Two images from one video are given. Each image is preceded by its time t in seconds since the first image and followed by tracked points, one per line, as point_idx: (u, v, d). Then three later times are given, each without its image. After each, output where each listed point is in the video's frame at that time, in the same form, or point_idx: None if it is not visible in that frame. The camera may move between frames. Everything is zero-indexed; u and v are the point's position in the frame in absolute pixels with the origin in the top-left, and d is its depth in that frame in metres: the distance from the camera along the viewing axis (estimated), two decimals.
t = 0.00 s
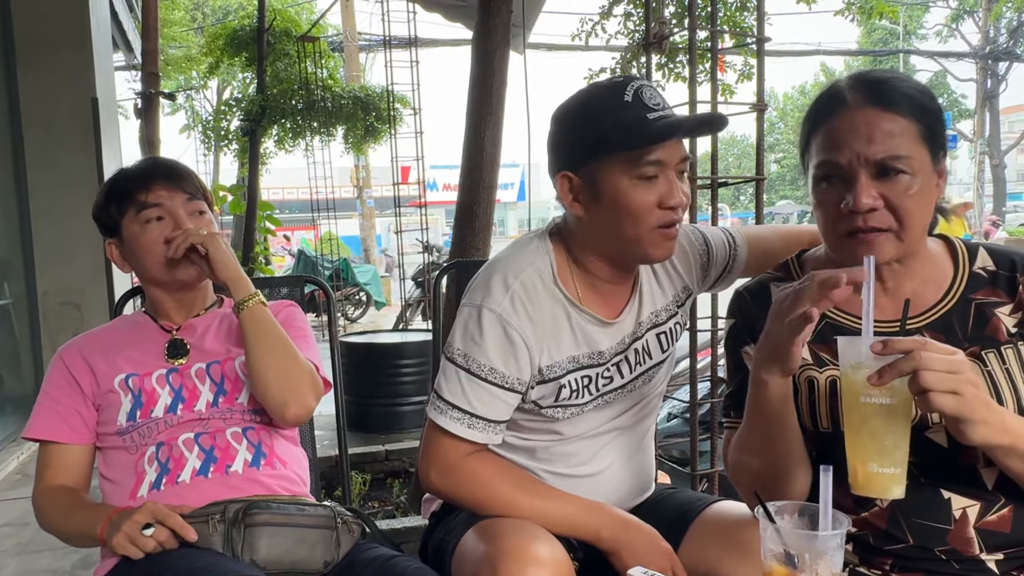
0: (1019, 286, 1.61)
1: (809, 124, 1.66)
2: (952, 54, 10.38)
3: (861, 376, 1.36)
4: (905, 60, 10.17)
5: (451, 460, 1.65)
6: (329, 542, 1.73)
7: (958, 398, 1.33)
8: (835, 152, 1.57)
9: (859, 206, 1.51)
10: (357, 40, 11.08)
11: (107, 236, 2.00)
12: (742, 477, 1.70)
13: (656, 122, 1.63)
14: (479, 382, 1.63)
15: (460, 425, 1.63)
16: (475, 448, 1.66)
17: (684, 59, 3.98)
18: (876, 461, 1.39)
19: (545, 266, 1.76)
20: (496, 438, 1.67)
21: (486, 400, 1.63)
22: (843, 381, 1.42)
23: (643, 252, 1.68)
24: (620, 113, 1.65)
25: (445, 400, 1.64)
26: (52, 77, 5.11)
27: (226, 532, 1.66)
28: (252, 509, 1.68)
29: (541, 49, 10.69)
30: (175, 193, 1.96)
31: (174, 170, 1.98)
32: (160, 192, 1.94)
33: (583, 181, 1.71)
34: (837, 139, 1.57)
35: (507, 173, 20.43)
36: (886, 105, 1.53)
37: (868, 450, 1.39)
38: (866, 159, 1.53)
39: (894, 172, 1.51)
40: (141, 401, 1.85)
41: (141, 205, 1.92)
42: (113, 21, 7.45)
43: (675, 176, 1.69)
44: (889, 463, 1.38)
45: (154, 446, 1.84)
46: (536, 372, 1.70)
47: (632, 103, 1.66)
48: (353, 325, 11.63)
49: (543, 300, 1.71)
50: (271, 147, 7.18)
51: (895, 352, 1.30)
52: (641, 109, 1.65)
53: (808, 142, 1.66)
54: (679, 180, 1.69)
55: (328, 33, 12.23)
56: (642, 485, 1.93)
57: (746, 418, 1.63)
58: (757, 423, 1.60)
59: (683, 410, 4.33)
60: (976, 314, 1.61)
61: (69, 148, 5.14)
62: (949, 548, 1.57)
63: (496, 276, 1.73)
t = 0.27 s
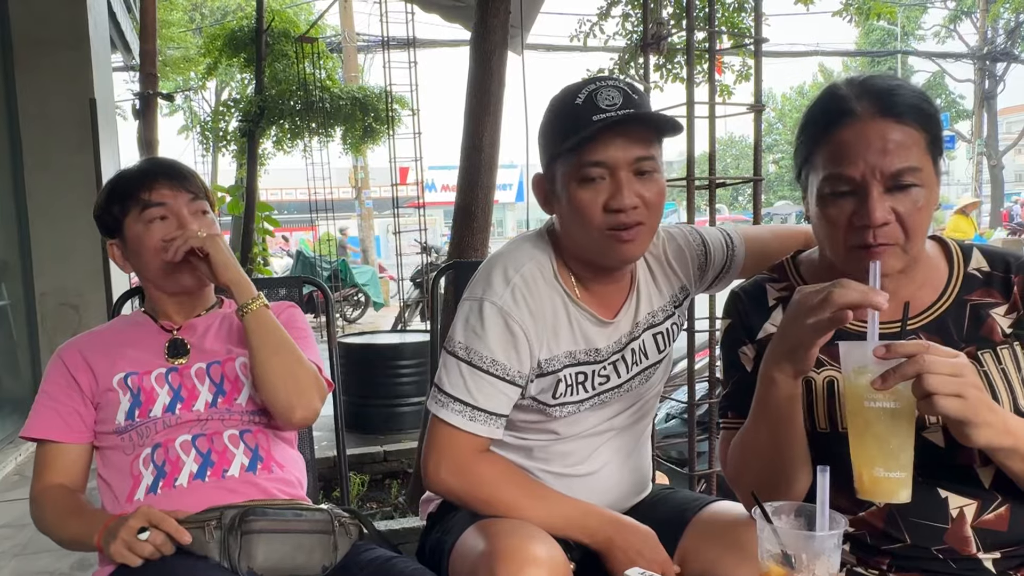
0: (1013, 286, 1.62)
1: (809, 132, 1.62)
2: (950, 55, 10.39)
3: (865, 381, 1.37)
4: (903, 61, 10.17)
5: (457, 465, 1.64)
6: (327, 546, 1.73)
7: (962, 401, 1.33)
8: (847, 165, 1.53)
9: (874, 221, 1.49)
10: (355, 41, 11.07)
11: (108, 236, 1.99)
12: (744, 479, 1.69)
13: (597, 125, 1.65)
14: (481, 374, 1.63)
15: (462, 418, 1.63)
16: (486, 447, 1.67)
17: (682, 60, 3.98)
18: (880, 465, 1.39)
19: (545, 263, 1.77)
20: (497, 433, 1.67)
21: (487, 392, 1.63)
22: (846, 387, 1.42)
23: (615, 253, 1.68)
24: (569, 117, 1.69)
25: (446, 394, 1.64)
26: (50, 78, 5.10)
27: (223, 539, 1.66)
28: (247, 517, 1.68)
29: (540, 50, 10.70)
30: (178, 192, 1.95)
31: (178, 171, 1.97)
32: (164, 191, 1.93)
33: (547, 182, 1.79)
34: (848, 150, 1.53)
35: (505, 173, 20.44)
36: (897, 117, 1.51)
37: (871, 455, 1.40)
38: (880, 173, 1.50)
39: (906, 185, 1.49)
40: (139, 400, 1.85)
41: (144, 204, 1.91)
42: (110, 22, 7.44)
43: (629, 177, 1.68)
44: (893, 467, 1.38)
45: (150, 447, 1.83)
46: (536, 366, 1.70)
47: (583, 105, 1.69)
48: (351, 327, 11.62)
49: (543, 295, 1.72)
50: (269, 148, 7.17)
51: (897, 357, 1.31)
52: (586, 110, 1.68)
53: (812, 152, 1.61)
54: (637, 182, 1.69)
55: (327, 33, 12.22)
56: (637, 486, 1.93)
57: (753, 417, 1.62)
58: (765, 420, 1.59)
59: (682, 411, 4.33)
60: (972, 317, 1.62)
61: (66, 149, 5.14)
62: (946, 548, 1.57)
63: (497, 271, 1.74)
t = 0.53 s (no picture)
0: (1008, 288, 1.62)
1: (811, 137, 1.61)
2: (948, 56, 10.42)
3: (861, 386, 1.37)
4: (902, 62, 10.19)
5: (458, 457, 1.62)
6: (312, 555, 1.71)
7: (961, 405, 1.33)
8: (852, 173, 1.52)
9: (877, 230, 1.50)
10: (354, 41, 11.08)
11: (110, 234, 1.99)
12: (743, 477, 1.68)
13: (587, 123, 1.67)
14: (487, 370, 1.63)
15: (470, 415, 1.62)
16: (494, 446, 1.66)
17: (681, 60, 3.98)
18: (878, 470, 1.39)
19: (548, 262, 1.78)
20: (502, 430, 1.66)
21: (493, 387, 1.63)
22: (843, 391, 1.42)
23: (604, 251, 1.68)
24: (563, 116, 1.71)
25: (451, 390, 1.63)
26: (49, 79, 5.10)
27: (204, 546, 1.65)
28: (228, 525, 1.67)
29: (538, 50, 10.72)
30: (181, 191, 1.95)
31: (181, 171, 1.97)
32: (167, 192, 1.93)
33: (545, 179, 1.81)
34: (853, 158, 1.52)
35: (504, 173, 20.45)
36: (901, 125, 1.51)
37: (871, 460, 1.39)
38: (885, 182, 1.50)
39: (909, 194, 1.49)
40: (136, 403, 1.85)
41: (147, 205, 1.91)
42: (109, 22, 7.44)
43: (618, 175, 1.69)
44: (892, 473, 1.38)
45: (144, 453, 1.82)
46: (538, 363, 1.71)
47: (576, 103, 1.70)
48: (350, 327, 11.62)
49: (548, 288, 1.74)
50: (268, 149, 7.17)
51: (896, 361, 1.31)
52: (579, 108, 1.69)
53: (814, 158, 1.61)
54: (625, 179, 1.69)
55: (325, 33, 12.22)
56: (635, 488, 1.93)
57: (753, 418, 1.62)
58: (764, 417, 1.59)
59: (681, 411, 4.33)
60: (967, 317, 1.62)
61: (64, 149, 5.13)
62: (943, 547, 1.57)
63: (502, 267, 1.75)
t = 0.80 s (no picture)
0: (999, 288, 1.63)
1: (805, 142, 1.61)
2: (946, 57, 10.43)
3: (853, 383, 1.37)
4: (900, 62, 10.20)
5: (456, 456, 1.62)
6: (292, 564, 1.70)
7: (951, 401, 1.33)
8: (845, 179, 1.53)
9: (870, 235, 1.50)
10: (353, 42, 11.08)
11: (107, 234, 1.98)
12: (739, 478, 1.68)
13: (587, 128, 1.66)
14: (487, 369, 1.63)
15: (469, 415, 1.62)
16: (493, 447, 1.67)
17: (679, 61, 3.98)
18: (871, 467, 1.39)
19: (548, 263, 1.78)
20: (502, 430, 1.65)
21: (493, 387, 1.63)
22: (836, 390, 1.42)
23: (601, 257, 1.68)
24: (563, 119, 1.71)
25: (451, 389, 1.63)
26: (47, 79, 5.10)
27: (185, 545, 1.64)
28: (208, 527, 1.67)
29: (537, 51, 10.74)
30: (180, 195, 1.95)
31: (180, 172, 1.97)
32: (166, 194, 1.93)
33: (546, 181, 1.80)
34: (846, 163, 1.53)
35: (503, 174, 20.46)
36: (895, 131, 1.51)
37: (864, 457, 1.40)
38: (878, 188, 1.50)
39: (903, 199, 1.50)
40: (134, 406, 1.85)
41: (145, 206, 1.91)
42: (107, 22, 7.43)
43: (615, 183, 1.68)
44: (885, 469, 1.38)
45: (143, 454, 1.82)
46: (537, 364, 1.71)
47: (577, 107, 1.70)
48: (349, 328, 11.62)
49: (548, 287, 1.74)
50: (266, 149, 7.17)
51: (887, 358, 1.31)
52: (579, 114, 1.69)
53: (808, 162, 1.61)
54: (622, 188, 1.68)
55: (324, 33, 12.22)
56: (634, 490, 1.93)
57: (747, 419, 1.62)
58: (760, 417, 1.58)
59: (678, 412, 4.34)
60: (959, 317, 1.63)
61: (62, 150, 5.13)
62: (938, 545, 1.58)
63: (502, 267, 1.75)
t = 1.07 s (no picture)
0: (995, 286, 1.63)
1: (802, 142, 1.61)
2: (945, 57, 10.44)
3: (847, 377, 1.37)
4: (899, 63, 10.21)
5: (452, 459, 1.65)
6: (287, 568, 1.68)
7: (944, 394, 1.34)
8: (840, 179, 1.52)
9: (864, 234, 1.50)
10: (352, 42, 11.08)
11: (107, 233, 1.98)
12: (739, 477, 1.68)
13: (606, 138, 1.64)
14: (477, 376, 1.63)
15: (458, 419, 1.63)
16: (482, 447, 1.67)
17: (678, 61, 3.99)
18: (864, 461, 1.39)
19: (542, 266, 1.77)
20: (494, 434, 1.67)
21: (484, 392, 1.63)
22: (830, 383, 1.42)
23: (613, 265, 1.67)
24: (573, 125, 1.69)
25: (442, 395, 1.64)
26: (46, 79, 5.10)
27: (180, 552, 1.62)
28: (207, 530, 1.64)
29: (536, 51, 10.74)
30: (182, 197, 1.94)
31: (182, 174, 1.96)
32: (168, 196, 1.92)
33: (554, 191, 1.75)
34: (842, 163, 1.52)
35: (502, 174, 20.46)
36: (891, 131, 1.51)
37: (858, 450, 1.39)
38: (873, 186, 1.50)
39: (897, 198, 1.50)
40: (134, 407, 1.84)
41: (146, 208, 1.90)
42: (107, 22, 7.43)
43: (632, 195, 1.66)
44: (878, 463, 1.38)
45: (144, 455, 1.82)
46: (531, 369, 1.71)
47: (592, 115, 1.68)
48: (348, 328, 11.61)
49: (538, 294, 1.73)
50: (265, 149, 7.17)
51: (881, 352, 1.31)
52: (596, 124, 1.66)
53: (803, 161, 1.61)
54: (639, 199, 1.67)
55: (323, 34, 12.22)
56: (636, 487, 1.93)
57: (745, 417, 1.62)
58: (758, 414, 1.58)
59: (677, 411, 4.34)
60: (955, 314, 1.62)
61: (61, 150, 5.12)
62: (935, 543, 1.57)
63: (493, 273, 1.74)
